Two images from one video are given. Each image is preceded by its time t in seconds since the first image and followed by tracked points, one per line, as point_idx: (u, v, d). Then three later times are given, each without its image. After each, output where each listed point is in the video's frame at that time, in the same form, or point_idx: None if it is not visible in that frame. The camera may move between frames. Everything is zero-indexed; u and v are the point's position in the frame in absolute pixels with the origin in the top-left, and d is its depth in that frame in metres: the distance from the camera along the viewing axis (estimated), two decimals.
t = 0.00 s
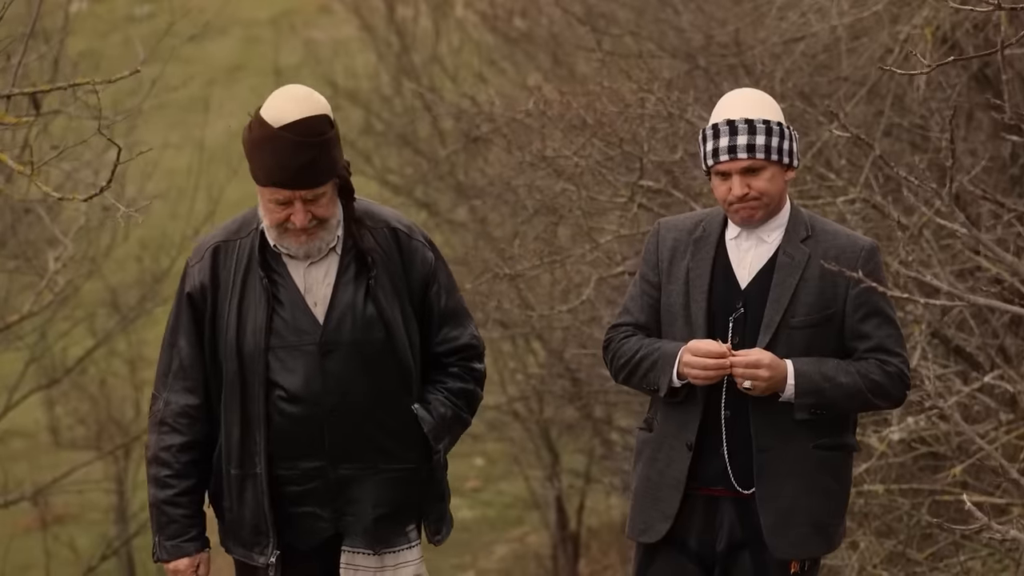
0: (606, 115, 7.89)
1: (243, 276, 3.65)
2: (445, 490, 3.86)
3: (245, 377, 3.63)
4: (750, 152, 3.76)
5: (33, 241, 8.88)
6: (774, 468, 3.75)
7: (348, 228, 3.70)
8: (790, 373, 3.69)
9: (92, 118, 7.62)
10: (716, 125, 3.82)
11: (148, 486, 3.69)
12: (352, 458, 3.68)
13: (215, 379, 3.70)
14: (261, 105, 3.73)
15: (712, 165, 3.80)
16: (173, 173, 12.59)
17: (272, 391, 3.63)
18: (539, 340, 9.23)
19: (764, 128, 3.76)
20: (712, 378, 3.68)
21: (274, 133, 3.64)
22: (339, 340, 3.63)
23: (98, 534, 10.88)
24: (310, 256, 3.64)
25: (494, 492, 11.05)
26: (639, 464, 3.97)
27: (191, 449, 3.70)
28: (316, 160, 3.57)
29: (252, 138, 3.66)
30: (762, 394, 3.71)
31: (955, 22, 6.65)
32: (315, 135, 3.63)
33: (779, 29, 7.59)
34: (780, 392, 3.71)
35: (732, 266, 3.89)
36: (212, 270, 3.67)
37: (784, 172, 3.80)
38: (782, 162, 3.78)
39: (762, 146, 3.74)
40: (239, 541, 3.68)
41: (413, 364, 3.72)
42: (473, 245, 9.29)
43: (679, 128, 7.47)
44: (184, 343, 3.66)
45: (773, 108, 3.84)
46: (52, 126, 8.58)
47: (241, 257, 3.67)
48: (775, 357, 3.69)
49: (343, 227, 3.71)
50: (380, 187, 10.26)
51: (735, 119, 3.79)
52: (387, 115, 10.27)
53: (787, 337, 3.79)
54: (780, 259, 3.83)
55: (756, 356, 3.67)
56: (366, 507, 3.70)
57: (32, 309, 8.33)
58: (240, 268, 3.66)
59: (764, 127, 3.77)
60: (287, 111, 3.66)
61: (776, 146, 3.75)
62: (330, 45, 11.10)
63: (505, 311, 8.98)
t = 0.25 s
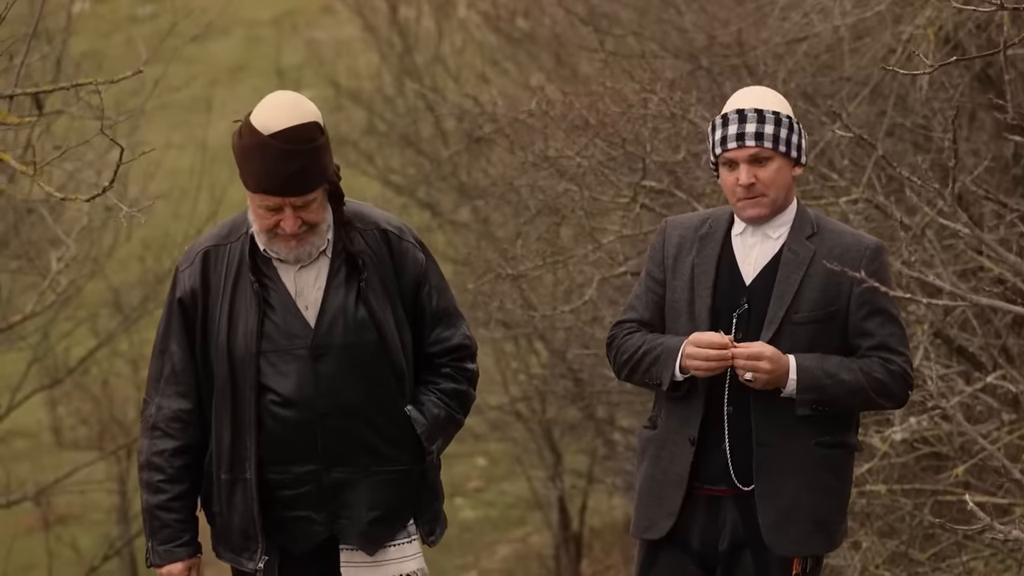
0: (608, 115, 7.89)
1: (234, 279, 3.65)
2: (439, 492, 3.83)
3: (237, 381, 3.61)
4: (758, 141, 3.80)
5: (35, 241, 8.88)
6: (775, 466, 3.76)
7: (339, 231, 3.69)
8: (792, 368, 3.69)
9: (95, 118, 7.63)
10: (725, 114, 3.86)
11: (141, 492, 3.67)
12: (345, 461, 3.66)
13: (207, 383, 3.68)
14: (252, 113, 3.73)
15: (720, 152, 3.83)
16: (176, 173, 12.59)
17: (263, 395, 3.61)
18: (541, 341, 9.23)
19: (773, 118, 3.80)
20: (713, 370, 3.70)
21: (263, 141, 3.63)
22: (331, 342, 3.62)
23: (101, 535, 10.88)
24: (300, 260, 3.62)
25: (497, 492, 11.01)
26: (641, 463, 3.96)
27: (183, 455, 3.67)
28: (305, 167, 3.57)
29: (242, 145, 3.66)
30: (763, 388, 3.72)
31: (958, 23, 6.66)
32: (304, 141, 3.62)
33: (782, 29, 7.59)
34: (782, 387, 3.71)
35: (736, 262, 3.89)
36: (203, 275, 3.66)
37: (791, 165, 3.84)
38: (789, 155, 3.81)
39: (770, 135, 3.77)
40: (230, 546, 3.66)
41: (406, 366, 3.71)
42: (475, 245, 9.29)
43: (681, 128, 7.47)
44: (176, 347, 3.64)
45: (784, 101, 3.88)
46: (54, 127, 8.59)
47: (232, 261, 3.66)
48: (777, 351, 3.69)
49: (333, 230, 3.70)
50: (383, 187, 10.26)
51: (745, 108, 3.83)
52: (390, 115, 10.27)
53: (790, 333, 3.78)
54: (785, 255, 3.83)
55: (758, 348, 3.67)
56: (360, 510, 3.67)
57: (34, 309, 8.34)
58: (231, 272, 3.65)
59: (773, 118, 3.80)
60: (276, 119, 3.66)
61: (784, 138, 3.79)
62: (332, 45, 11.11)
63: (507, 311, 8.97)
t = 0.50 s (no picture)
0: (608, 115, 7.89)
1: (239, 281, 3.67)
2: (440, 494, 3.87)
3: (241, 383, 3.64)
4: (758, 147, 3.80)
5: (35, 241, 8.88)
6: (779, 470, 3.77)
7: (345, 234, 3.71)
8: (795, 375, 3.70)
9: (95, 118, 7.63)
10: (728, 119, 3.86)
11: (144, 492, 3.69)
12: (348, 464, 3.69)
13: (211, 384, 3.71)
14: (260, 113, 3.75)
15: (720, 158, 3.85)
16: (176, 173, 12.59)
17: (268, 396, 3.65)
18: (541, 341, 9.23)
19: (774, 125, 3.81)
20: (715, 380, 3.71)
21: (271, 141, 3.65)
22: (337, 345, 3.66)
23: (101, 534, 10.88)
24: (306, 263, 3.66)
25: (496, 492, 11.00)
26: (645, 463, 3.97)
27: (187, 454, 3.70)
28: (314, 169, 3.59)
29: (250, 146, 3.68)
30: (766, 396, 3.72)
31: (957, 23, 6.66)
32: (312, 143, 3.65)
33: (782, 29, 7.59)
34: (785, 394, 3.72)
35: (739, 267, 3.90)
36: (208, 276, 3.69)
37: (792, 171, 3.84)
38: (790, 162, 3.81)
39: (770, 142, 3.78)
40: (232, 546, 3.69)
41: (410, 369, 3.74)
42: (475, 245, 9.29)
43: (681, 128, 7.47)
44: (180, 348, 3.67)
45: (788, 106, 3.88)
46: (55, 127, 8.59)
47: (237, 262, 3.68)
48: (778, 359, 3.70)
49: (340, 233, 3.72)
50: (382, 187, 10.26)
51: (747, 114, 3.84)
52: (390, 115, 10.25)
53: (792, 339, 3.79)
54: (787, 260, 3.83)
55: (758, 358, 3.68)
56: (362, 513, 3.70)
57: (34, 309, 8.34)
58: (236, 274, 3.68)
59: (774, 124, 3.81)
60: (283, 120, 3.68)
61: (785, 144, 3.80)
62: (333, 45, 11.11)
63: (507, 311, 8.95)
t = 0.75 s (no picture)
0: (608, 116, 7.89)
1: (255, 276, 3.71)
2: (444, 505, 3.87)
3: (250, 378, 3.67)
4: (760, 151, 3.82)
5: (35, 242, 8.89)
6: (777, 471, 3.77)
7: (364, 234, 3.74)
8: (795, 375, 3.71)
9: (94, 119, 7.62)
10: (730, 124, 3.88)
11: (153, 481, 3.71)
12: (351, 466, 3.70)
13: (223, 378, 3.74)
14: (284, 108, 3.78)
15: (723, 163, 3.86)
16: (176, 174, 12.59)
17: (275, 392, 3.67)
18: (541, 341, 9.24)
19: (775, 128, 3.82)
20: (716, 375, 3.73)
21: (295, 136, 3.69)
22: (346, 346, 3.67)
23: (101, 535, 10.87)
24: (325, 260, 3.70)
25: (497, 493, 11.00)
26: (649, 463, 3.98)
27: (196, 446, 3.72)
28: (338, 165, 3.62)
29: (273, 141, 3.71)
30: (765, 394, 3.74)
31: (957, 24, 6.67)
32: (336, 139, 3.68)
33: (781, 30, 7.60)
34: (786, 394, 3.73)
35: (744, 267, 3.91)
36: (226, 268, 3.73)
37: (795, 174, 3.84)
38: (793, 164, 3.82)
39: (772, 146, 3.79)
40: (232, 542, 3.69)
41: (419, 376, 3.75)
42: (475, 246, 9.30)
43: (681, 129, 7.48)
44: (195, 340, 3.70)
45: (791, 110, 3.88)
46: (54, 128, 8.59)
47: (255, 257, 3.72)
48: (779, 358, 3.71)
49: (359, 233, 3.75)
50: (382, 188, 10.25)
51: (749, 119, 3.85)
52: (389, 117, 10.18)
53: (795, 339, 3.80)
54: (791, 261, 3.84)
55: (758, 354, 3.69)
56: (361, 516, 3.71)
57: (34, 309, 8.35)
58: (253, 268, 3.71)
59: (776, 128, 3.82)
60: (307, 114, 3.71)
61: (787, 148, 3.80)
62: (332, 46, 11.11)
63: (507, 312, 8.93)
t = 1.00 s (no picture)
0: (609, 114, 7.88)
1: (277, 263, 3.70)
2: (458, 506, 3.80)
3: (265, 364, 3.65)
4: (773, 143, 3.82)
5: (35, 241, 8.88)
6: (781, 467, 3.77)
7: (390, 229, 3.70)
8: (802, 369, 3.70)
9: (95, 118, 7.62)
10: (744, 115, 3.89)
11: (168, 464, 3.72)
12: (362, 458, 3.66)
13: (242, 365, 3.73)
14: (316, 96, 3.77)
15: (736, 152, 3.87)
16: (176, 174, 12.58)
17: (289, 380, 3.64)
18: (541, 341, 9.24)
19: (790, 121, 3.82)
20: (721, 369, 3.72)
21: (326, 123, 3.67)
22: (362, 337, 3.63)
23: (101, 535, 10.86)
24: (351, 250, 3.66)
25: (496, 493, 10.97)
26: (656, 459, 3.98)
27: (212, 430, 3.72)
28: (369, 153, 3.61)
29: (304, 127, 3.70)
30: (772, 388, 3.72)
31: (957, 23, 6.67)
32: (368, 127, 3.67)
33: (782, 29, 7.60)
34: (792, 389, 3.72)
35: (753, 264, 3.91)
36: (249, 254, 3.73)
37: (808, 168, 3.85)
38: (806, 158, 3.82)
39: (786, 138, 3.80)
40: (244, 528, 3.69)
41: (436, 373, 3.69)
42: (476, 246, 9.29)
43: (682, 128, 7.48)
44: (216, 325, 3.71)
45: (805, 104, 3.89)
46: (55, 127, 8.58)
47: (279, 244, 3.71)
48: (786, 352, 3.69)
49: (385, 227, 3.71)
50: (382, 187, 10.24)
51: (764, 110, 3.85)
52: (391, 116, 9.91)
53: (803, 336, 3.79)
54: (800, 258, 3.84)
55: (765, 348, 3.68)
56: (369, 509, 3.66)
57: (35, 308, 8.34)
58: (276, 255, 3.70)
59: (790, 120, 3.82)
60: (340, 102, 3.70)
61: (800, 141, 3.81)
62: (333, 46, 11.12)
63: (507, 312, 8.87)
